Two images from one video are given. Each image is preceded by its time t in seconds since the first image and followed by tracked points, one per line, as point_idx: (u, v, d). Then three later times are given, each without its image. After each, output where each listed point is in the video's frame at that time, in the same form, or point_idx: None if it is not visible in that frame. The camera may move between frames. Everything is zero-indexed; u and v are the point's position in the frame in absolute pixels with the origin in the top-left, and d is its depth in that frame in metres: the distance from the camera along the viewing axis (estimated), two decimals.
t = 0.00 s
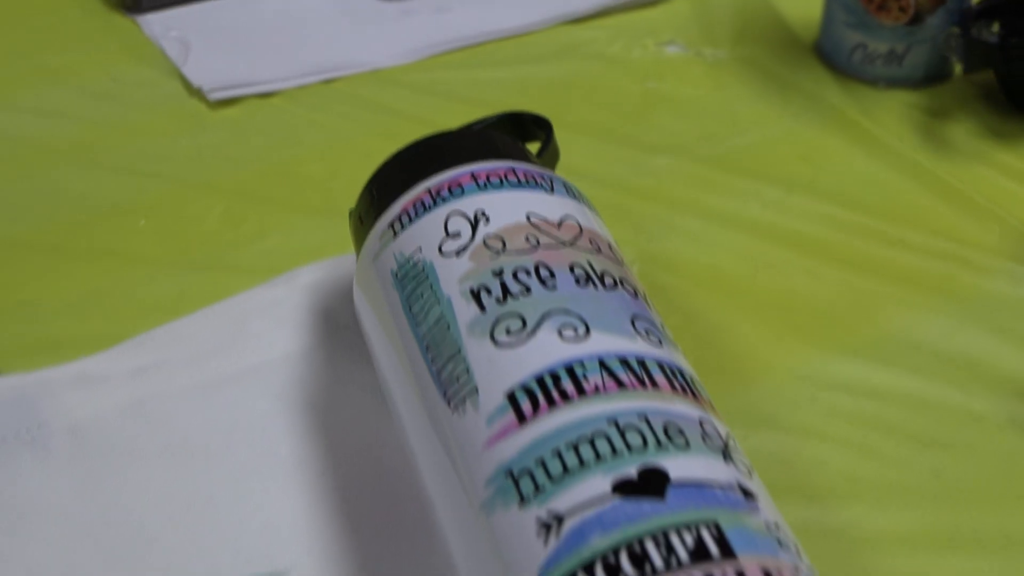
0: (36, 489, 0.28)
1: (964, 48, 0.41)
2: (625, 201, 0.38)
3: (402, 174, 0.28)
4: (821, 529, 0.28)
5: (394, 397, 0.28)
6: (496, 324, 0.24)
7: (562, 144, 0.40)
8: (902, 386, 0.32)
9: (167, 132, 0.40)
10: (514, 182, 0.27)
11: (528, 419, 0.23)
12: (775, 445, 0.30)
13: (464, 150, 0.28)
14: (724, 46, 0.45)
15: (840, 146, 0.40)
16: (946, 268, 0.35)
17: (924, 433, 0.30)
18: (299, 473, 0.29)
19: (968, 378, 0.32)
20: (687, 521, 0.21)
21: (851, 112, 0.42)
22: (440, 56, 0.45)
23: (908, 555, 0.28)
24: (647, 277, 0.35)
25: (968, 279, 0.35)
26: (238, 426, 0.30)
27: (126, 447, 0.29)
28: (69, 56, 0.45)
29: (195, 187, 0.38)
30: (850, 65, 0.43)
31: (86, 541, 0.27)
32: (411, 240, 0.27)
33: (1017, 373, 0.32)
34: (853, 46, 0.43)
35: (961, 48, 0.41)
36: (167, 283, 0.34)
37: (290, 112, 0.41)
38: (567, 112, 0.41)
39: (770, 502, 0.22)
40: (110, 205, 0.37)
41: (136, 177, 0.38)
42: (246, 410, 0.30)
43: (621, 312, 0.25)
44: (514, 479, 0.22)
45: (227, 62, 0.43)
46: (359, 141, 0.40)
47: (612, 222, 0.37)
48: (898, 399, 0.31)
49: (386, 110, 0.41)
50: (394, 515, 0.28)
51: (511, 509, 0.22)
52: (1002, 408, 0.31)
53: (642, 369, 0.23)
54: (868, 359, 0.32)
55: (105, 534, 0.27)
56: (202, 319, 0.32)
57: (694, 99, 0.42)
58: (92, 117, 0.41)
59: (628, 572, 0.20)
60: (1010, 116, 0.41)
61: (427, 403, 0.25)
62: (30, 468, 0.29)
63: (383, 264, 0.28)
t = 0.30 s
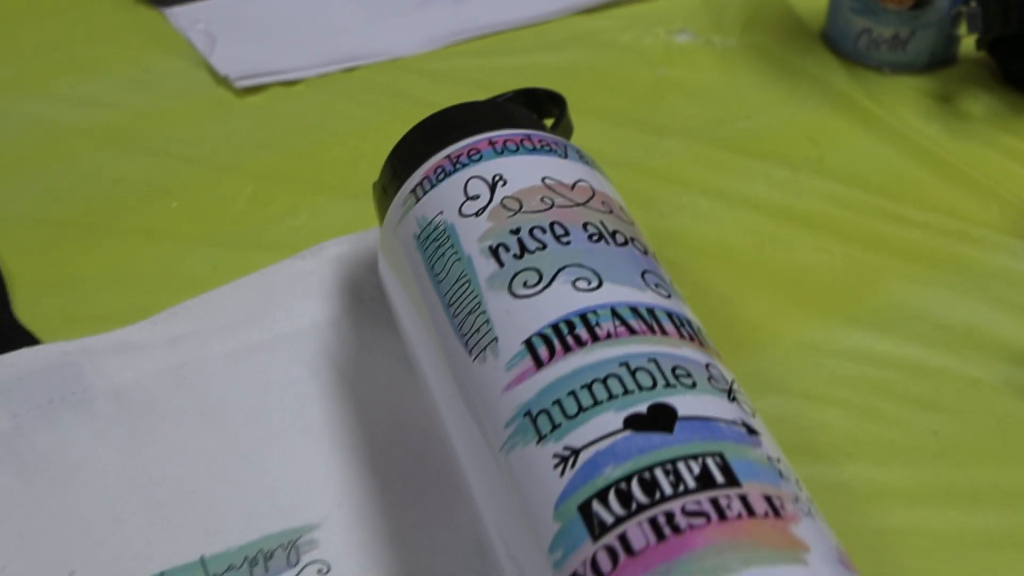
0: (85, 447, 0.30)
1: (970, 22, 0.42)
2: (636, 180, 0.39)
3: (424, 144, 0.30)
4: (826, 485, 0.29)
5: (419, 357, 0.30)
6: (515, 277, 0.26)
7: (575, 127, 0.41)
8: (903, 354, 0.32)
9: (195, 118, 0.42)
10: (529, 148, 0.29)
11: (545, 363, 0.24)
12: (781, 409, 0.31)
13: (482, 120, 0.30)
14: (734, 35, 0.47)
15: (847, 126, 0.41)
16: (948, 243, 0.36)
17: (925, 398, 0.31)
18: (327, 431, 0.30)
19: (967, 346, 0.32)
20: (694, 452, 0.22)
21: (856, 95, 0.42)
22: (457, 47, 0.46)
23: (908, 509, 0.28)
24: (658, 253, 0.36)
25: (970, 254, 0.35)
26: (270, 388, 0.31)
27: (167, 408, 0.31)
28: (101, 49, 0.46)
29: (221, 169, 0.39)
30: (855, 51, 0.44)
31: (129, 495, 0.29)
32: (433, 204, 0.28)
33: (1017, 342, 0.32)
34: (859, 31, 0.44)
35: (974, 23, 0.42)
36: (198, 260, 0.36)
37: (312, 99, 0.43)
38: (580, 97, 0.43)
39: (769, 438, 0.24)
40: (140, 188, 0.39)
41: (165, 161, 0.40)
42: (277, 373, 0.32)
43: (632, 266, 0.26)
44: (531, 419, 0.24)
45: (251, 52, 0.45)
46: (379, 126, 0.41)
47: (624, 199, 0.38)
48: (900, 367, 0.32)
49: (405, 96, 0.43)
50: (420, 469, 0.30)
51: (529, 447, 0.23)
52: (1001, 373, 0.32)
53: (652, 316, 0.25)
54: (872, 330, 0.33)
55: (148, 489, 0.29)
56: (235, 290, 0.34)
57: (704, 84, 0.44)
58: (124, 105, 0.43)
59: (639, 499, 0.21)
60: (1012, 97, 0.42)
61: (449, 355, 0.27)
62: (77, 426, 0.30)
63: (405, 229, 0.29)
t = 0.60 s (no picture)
0: (127, 399, 0.32)
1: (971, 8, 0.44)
2: (649, 157, 0.40)
3: (448, 117, 0.32)
4: (831, 438, 0.31)
5: (444, 318, 0.32)
6: (535, 237, 0.27)
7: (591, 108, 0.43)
8: (903, 320, 0.34)
9: (226, 100, 0.44)
10: (548, 120, 0.30)
11: (563, 314, 0.26)
12: (786, 369, 0.33)
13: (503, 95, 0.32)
14: (744, 23, 0.48)
15: (852, 107, 0.43)
16: (949, 216, 0.37)
17: (926, 359, 0.33)
18: (354, 388, 0.32)
19: (966, 312, 0.34)
20: (703, 392, 0.23)
21: (861, 78, 0.44)
22: (476, 34, 0.48)
23: (908, 461, 0.30)
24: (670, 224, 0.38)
25: (971, 226, 0.37)
26: (301, 347, 0.33)
27: (204, 365, 0.33)
28: (136, 36, 0.49)
29: (252, 147, 0.41)
30: (862, 37, 0.46)
31: (168, 444, 0.31)
32: (457, 171, 0.30)
33: (1015, 308, 0.34)
34: (865, 18, 0.46)
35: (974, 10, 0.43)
36: (233, 230, 0.38)
37: (339, 82, 0.45)
38: (595, 81, 0.44)
39: (773, 382, 0.25)
40: (174, 164, 0.41)
41: (199, 139, 0.42)
42: (308, 334, 0.34)
43: (645, 227, 0.28)
44: (550, 364, 0.25)
45: (281, 39, 0.47)
46: (402, 108, 0.43)
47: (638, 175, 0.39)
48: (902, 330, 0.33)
49: (428, 79, 0.45)
50: (442, 424, 0.32)
51: (548, 390, 0.25)
52: (999, 337, 0.33)
53: (663, 272, 0.26)
54: (875, 297, 0.35)
55: (186, 439, 0.31)
56: (266, 256, 0.36)
57: (715, 69, 0.45)
58: (158, 88, 0.45)
59: (651, 434, 0.23)
60: (1012, 81, 0.44)
61: (472, 311, 0.29)
62: (119, 381, 0.33)
63: (431, 196, 0.31)
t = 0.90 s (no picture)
0: (169, 360, 0.34)
1: None
2: (664, 139, 0.42)
3: (473, 95, 0.34)
4: (838, 398, 0.32)
5: (470, 284, 0.33)
6: (555, 202, 0.29)
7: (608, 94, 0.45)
8: (909, 289, 0.35)
9: (260, 87, 0.46)
10: (568, 96, 0.32)
11: (582, 271, 0.27)
12: (797, 336, 0.34)
13: (525, 73, 0.33)
14: (756, 15, 0.50)
15: (861, 93, 0.44)
16: (954, 194, 0.39)
17: (930, 326, 0.34)
18: (384, 352, 0.34)
19: (969, 282, 0.35)
20: (713, 339, 0.25)
21: (870, 66, 0.46)
22: (499, 26, 0.50)
23: (914, 419, 0.31)
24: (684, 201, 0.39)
25: (974, 203, 0.38)
26: (333, 314, 0.35)
27: (242, 331, 0.35)
28: (173, 27, 0.51)
29: (284, 130, 0.43)
30: (870, 28, 0.48)
31: (208, 402, 0.33)
32: (482, 144, 0.32)
33: (1016, 279, 0.35)
34: (873, 9, 0.48)
35: (973, 2, 0.45)
36: (261, 209, 0.40)
37: (367, 71, 0.47)
38: (612, 69, 0.46)
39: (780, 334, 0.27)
40: (211, 147, 0.43)
41: (233, 124, 0.44)
42: (340, 302, 0.36)
43: (659, 193, 0.30)
44: (569, 317, 0.27)
45: (311, 30, 0.49)
46: (428, 94, 0.45)
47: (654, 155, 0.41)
48: (907, 300, 0.35)
49: (452, 68, 0.47)
50: (468, 385, 0.33)
51: (568, 341, 0.27)
52: (1000, 305, 0.34)
53: (676, 233, 0.28)
54: (881, 268, 0.36)
55: (225, 397, 0.33)
56: (299, 230, 0.38)
57: (728, 57, 0.47)
58: (195, 76, 0.47)
59: (664, 377, 0.25)
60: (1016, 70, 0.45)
61: (496, 273, 0.30)
62: (162, 345, 0.35)
63: (457, 168, 0.33)
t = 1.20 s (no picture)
0: (210, 327, 0.36)
1: None
2: (680, 125, 0.44)
3: (497, 77, 0.35)
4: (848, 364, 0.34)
5: (497, 255, 0.35)
6: (575, 172, 0.31)
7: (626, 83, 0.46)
8: (916, 263, 0.37)
9: (293, 78, 0.48)
10: (587, 76, 0.34)
11: (601, 235, 0.29)
12: (809, 306, 0.35)
13: (546, 56, 0.35)
14: (770, 11, 0.52)
15: (870, 82, 0.46)
16: (960, 176, 0.40)
17: (936, 297, 0.35)
18: (415, 320, 0.36)
19: (975, 257, 0.37)
20: (724, 294, 0.27)
21: (880, 57, 0.47)
22: (521, 21, 0.52)
23: (919, 383, 0.33)
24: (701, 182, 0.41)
25: (980, 184, 0.40)
26: (365, 285, 0.37)
27: (278, 301, 0.37)
28: (209, 23, 0.53)
29: (317, 117, 0.46)
30: (879, 22, 0.50)
31: (247, 366, 0.35)
32: (506, 122, 0.34)
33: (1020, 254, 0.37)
34: (882, 3, 0.49)
35: None
36: (298, 189, 0.42)
37: (396, 63, 0.49)
38: (631, 60, 0.48)
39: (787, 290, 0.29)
40: (246, 133, 0.45)
41: (268, 112, 0.46)
42: (372, 275, 0.38)
43: (674, 164, 0.31)
44: (589, 277, 0.29)
45: (341, 24, 0.51)
46: (454, 85, 0.47)
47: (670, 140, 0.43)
48: (914, 273, 0.36)
49: (477, 60, 0.49)
50: (494, 351, 0.35)
51: (587, 299, 0.28)
52: (1005, 279, 0.36)
53: (690, 200, 0.30)
54: (889, 244, 0.37)
55: (263, 361, 0.35)
56: (334, 208, 0.40)
57: (742, 50, 0.49)
58: (231, 68, 0.50)
59: (678, 327, 0.26)
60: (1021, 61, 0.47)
61: (521, 241, 0.32)
62: (203, 314, 0.37)
63: (483, 145, 0.35)
